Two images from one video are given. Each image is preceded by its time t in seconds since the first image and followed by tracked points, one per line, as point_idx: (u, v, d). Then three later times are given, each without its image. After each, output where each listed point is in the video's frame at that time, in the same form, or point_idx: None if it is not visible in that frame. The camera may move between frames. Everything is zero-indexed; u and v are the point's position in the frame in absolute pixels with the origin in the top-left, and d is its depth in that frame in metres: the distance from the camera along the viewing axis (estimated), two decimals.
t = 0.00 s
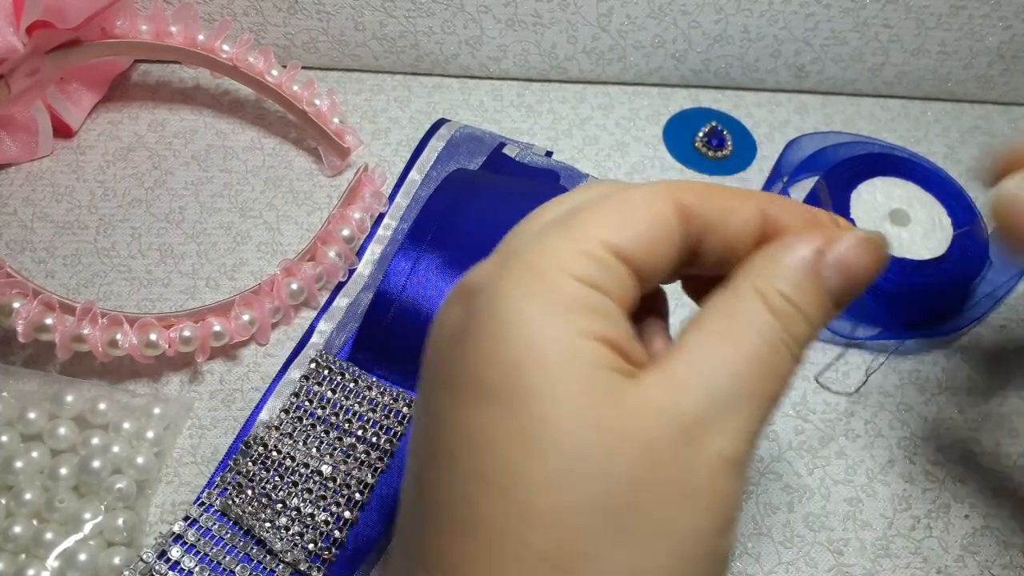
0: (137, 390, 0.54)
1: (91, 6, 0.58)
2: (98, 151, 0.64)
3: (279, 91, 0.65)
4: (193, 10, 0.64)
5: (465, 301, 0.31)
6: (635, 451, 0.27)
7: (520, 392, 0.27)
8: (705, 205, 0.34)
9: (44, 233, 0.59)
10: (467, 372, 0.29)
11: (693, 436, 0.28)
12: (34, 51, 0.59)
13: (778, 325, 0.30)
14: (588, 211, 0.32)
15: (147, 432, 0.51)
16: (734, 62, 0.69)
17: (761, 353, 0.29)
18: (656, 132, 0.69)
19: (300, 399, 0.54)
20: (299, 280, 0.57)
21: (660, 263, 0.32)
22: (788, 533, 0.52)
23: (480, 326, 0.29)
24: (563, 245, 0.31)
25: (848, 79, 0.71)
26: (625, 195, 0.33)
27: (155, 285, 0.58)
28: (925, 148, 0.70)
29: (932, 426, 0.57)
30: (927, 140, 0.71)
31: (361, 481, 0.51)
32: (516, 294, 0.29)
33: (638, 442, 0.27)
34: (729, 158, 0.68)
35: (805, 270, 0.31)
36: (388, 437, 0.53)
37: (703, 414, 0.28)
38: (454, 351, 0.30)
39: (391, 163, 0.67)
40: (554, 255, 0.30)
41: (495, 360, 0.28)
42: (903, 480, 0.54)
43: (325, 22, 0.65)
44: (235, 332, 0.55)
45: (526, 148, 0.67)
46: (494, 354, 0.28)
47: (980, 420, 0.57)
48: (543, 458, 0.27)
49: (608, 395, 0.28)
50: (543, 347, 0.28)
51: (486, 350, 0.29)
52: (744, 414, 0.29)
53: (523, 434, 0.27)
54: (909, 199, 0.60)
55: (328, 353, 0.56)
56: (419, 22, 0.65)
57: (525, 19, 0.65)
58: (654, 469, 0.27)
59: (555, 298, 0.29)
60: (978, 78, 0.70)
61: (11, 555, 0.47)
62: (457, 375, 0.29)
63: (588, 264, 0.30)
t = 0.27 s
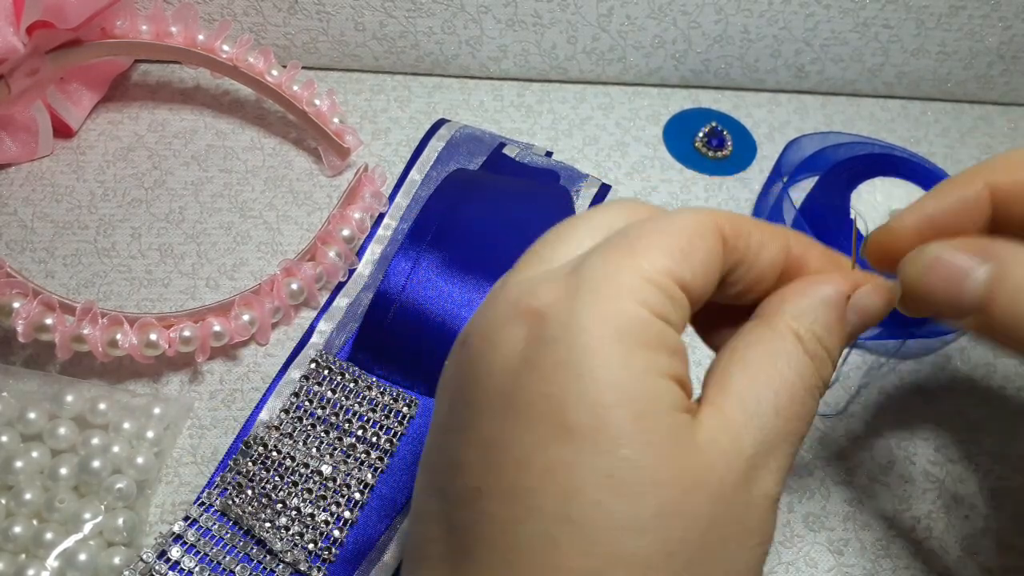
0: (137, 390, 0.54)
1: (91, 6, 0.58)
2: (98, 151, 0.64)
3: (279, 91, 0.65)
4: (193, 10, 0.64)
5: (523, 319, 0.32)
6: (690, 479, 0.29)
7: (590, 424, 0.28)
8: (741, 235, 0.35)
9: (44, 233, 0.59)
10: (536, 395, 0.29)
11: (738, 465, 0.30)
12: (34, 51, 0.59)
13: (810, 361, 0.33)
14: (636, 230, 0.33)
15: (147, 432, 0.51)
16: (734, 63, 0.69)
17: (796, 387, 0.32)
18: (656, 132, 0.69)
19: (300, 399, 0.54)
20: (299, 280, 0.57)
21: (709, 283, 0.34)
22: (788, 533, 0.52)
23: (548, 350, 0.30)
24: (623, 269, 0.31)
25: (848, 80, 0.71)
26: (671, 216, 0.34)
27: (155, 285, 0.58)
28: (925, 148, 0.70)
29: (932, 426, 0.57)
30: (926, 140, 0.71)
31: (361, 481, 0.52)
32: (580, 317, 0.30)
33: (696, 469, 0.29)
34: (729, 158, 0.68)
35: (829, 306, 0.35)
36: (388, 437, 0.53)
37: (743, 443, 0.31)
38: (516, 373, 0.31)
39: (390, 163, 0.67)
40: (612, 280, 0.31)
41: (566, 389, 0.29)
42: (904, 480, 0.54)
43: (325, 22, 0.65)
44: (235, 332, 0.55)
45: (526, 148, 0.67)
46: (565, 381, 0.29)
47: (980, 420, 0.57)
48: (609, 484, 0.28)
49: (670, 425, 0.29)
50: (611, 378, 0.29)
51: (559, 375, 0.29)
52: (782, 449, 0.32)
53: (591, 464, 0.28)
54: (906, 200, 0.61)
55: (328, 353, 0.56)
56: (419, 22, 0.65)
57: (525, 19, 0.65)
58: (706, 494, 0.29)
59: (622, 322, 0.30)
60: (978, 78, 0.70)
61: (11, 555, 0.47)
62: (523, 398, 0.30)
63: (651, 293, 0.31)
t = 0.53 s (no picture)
0: (137, 390, 0.54)
1: (91, 6, 0.58)
2: (98, 151, 0.64)
3: (279, 91, 0.65)
4: (193, 10, 0.64)
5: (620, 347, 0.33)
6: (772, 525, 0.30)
7: (685, 462, 0.29)
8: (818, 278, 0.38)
9: (44, 233, 0.59)
10: (634, 427, 0.30)
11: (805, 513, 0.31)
12: (34, 51, 0.59)
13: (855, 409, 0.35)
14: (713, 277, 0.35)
15: (147, 432, 0.51)
16: (734, 62, 0.69)
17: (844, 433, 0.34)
18: (655, 132, 0.69)
19: (300, 399, 0.54)
20: (299, 280, 0.57)
21: (791, 317, 0.35)
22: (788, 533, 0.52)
23: (648, 383, 0.31)
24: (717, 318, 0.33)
25: (848, 79, 0.71)
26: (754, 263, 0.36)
27: (155, 285, 0.58)
28: (925, 148, 0.70)
29: (932, 426, 0.57)
30: (927, 140, 0.71)
31: (361, 481, 0.52)
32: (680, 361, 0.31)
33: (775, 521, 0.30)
34: (729, 158, 0.68)
35: (877, 350, 0.37)
36: (388, 437, 0.53)
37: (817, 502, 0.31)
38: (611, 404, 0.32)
39: (390, 163, 0.67)
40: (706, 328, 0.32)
41: (668, 423, 0.30)
42: (903, 480, 0.54)
43: (325, 22, 0.65)
44: (235, 333, 0.55)
45: (526, 148, 0.67)
46: (662, 417, 0.30)
47: (980, 420, 0.57)
48: (693, 520, 0.29)
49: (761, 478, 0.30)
50: (713, 424, 0.30)
51: (653, 410, 0.30)
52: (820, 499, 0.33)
53: (683, 500, 0.29)
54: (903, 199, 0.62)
55: (328, 353, 0.56)
56: (419, 22, 0.65)
57: (525, 19, 0.65)
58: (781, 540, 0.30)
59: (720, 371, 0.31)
60: (978, 78, 0.70)
61: (11, 555, 0.47)
62: (618, 432, 0.31)
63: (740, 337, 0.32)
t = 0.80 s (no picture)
0: (137, 390, 0.54)
1: (91, 6, 0.58)
2: (98, 151, 0.64)
3: (279, 91, 0.65)
4: (193, 10, 0.64)
5: (656, 304, 0.33)
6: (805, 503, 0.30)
7: (726, 427, 0.29)
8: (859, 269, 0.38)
9: (44, 233, 0.59)
10: (682, 360, 0.30)
11: (846, 487, 0.31)
12: (34, 52, 0.59)
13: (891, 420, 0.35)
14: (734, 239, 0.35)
15: (147, 432, 0.51)
16: (734, 62, 0.69)
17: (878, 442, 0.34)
18: (655, 131, 0.69)
19: (300, 399, 0.53)
20: (299, 280, 0.57)
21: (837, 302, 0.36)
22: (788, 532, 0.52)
23: (693, 325, 0.31)
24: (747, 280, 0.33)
25: (848, 79, 0.71)
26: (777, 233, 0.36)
27: (155, 285, 0.58)
28: (925, 148, 0.70)
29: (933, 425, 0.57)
30: (927, 140, 0.71)
31: (361, 482, 0.52)
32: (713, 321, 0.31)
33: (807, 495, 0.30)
34: (729, 157, 0.68)
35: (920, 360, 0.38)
36: (388, 437, 0.54)
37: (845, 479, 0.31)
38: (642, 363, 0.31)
39: (390, 163, 0.67)
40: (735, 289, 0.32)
41: (715, 356, 0.30)
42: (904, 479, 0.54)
43: (325, 22, 0.65)
44: (235, 333, 0.55)
45: (526, 148, 0.67)
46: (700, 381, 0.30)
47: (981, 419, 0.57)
48: (733, 482, 0.28)
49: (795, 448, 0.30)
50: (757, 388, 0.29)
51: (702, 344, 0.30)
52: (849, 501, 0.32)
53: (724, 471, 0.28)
54: (906, 201, 0.60)
55: (328, 353, 0.56)
56: (419, 22, 0.65)
57: (525, 19, 0.65)
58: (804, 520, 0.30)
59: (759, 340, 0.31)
60: (978, 77, 0.70)
61: (11, 555, 0.47)
62: (648, 395, 0.30)
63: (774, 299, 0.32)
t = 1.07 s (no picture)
0: (137, 390, 0.54)
1: (90, 7, 0.58)
2: (98, 151, 0.64)
3: (279, 91, 0.65)
4: (193, 11, 0.64)
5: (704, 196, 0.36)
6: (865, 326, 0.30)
7: (794, 270, 0.31)
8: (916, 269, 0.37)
9: (44, 233, 0.59)
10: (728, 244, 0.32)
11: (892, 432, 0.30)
12: (34, 52, 0.59)
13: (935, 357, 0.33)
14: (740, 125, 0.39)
15: (147, 432, 0.52)
16: (734, 62, 0.69)
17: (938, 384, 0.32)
18: (655, 132, 0.69)
19: (300, 399, 0.54)
20: (299, 280, 0.57)
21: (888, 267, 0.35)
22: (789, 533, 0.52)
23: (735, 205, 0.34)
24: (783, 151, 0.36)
25: (848, 79, 0.71)
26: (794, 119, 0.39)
27: (155, 285, 0.58)
28: (925, 148, 0.70)
29: (933, 425, 0.57)
30: (927, 140, 0.71)
31: (361, 481, 0.52)
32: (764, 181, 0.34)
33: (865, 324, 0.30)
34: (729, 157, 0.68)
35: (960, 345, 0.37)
36: (388, 437, 0.54)
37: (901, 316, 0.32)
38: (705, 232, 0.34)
39: (390, 163, 0.67)
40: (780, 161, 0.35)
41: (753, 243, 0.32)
42: (903, 479, 0.54)
43: (325, 22, 0.65)
44: (235, 333, 0.55)
45: (526, 148, 0.67)
46: (756, 246, 0.32)
47: (980, 419, 0.57)
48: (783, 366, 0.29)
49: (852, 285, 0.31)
50: (801, 235, 0.32)
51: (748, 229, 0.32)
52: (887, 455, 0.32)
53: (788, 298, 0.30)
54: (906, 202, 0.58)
55: (328, 353, 0.56)
56: (419, 22, 0.65)
57: (525, 19, 0.65)
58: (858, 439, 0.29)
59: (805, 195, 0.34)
60: (978, 77, 0.70)
61: (11, 555, 0.47)
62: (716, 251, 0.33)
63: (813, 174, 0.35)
